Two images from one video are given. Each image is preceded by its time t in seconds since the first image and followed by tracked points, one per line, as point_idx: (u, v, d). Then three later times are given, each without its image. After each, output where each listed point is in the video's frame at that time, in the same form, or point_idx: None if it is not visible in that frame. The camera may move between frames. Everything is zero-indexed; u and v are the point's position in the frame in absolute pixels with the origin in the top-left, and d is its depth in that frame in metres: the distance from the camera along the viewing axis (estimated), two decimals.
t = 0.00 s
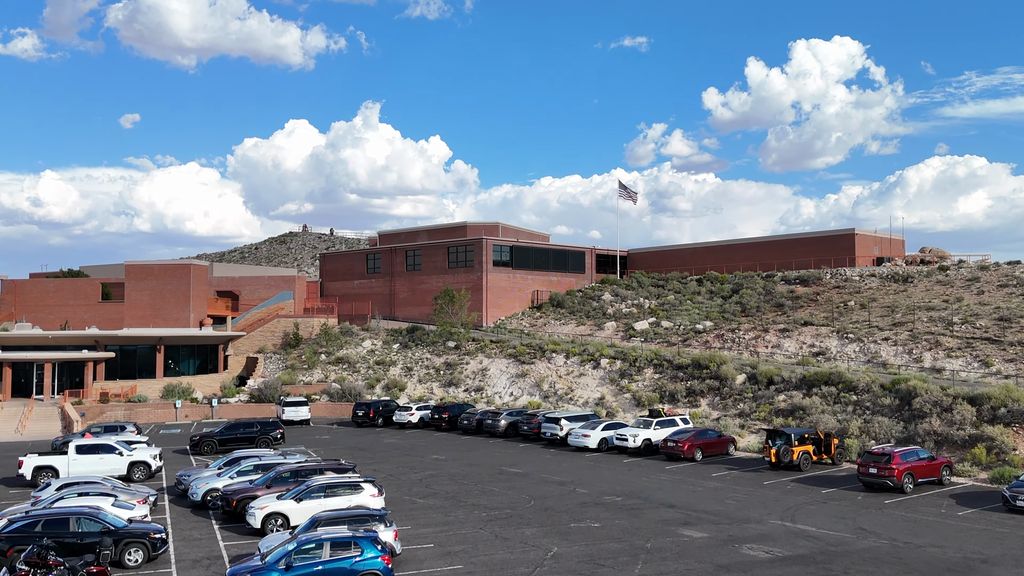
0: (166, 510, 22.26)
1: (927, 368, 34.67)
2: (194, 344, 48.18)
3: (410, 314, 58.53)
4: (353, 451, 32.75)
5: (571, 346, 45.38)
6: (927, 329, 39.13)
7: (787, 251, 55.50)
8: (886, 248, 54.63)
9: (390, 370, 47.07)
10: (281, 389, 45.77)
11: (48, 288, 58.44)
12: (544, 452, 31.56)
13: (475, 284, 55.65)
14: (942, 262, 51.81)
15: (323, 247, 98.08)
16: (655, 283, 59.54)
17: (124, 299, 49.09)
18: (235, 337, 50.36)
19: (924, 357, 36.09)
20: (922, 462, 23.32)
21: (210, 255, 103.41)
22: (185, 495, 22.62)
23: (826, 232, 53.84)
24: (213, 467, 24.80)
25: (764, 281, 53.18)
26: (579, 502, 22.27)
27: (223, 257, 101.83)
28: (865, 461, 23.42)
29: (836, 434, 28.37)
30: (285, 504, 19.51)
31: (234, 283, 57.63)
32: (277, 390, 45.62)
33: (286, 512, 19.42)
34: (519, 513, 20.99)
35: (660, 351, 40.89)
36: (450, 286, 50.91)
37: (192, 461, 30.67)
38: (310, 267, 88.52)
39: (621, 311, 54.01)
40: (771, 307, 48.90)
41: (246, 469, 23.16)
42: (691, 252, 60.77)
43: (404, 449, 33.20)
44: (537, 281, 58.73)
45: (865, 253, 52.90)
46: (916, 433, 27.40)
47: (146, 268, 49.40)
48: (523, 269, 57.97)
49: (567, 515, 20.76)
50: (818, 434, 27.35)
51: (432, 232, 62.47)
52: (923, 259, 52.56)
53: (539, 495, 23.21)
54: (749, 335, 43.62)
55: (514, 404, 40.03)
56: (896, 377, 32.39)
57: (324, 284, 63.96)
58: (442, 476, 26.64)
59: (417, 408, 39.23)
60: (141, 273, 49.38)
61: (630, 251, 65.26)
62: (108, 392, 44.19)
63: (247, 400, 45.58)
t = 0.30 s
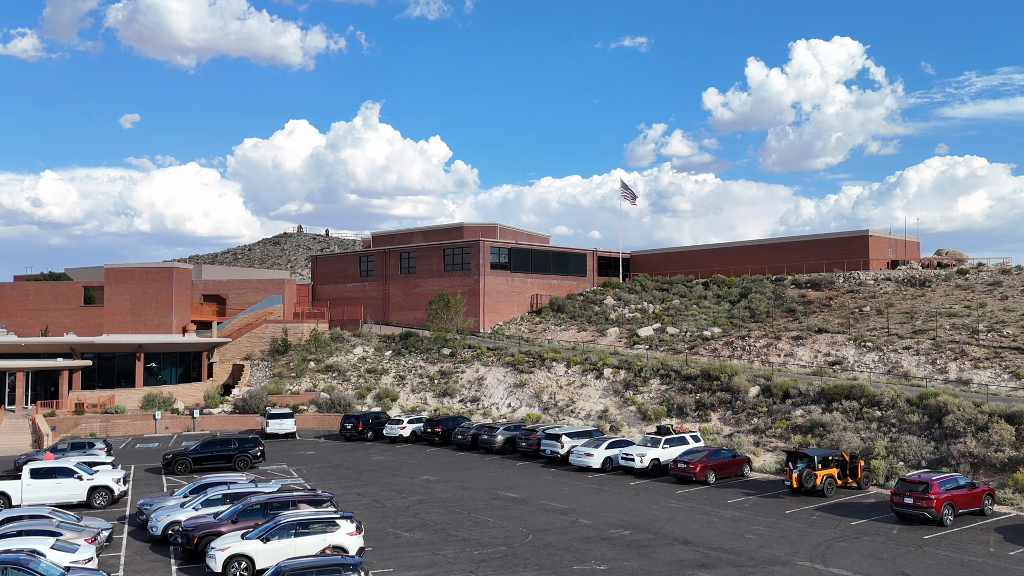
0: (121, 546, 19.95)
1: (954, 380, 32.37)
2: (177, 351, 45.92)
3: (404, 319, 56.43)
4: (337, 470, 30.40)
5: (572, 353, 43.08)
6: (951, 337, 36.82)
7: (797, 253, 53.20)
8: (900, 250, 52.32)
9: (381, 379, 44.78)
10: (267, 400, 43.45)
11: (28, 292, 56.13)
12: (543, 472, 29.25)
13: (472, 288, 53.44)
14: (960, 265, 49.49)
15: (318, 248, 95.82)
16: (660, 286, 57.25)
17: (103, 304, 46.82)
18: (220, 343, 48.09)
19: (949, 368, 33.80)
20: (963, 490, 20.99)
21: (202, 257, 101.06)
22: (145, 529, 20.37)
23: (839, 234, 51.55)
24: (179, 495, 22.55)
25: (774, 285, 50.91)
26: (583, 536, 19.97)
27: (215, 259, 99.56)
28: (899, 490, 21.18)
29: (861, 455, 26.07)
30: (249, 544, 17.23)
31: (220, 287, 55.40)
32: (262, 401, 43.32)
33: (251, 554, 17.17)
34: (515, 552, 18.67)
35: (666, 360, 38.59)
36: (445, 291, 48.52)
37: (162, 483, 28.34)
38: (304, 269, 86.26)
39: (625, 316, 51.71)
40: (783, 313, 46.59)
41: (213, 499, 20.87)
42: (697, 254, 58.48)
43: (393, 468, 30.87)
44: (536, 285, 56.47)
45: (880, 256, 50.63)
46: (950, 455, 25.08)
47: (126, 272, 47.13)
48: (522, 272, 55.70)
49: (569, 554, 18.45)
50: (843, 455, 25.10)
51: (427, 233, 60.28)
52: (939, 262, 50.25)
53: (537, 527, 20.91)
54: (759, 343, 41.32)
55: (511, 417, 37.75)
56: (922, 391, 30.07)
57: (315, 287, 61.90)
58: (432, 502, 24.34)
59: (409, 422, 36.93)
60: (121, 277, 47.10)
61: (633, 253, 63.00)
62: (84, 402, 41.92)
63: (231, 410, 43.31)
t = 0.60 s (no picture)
0: None
1: (983, 397, 30.11)
2: (156, 361, 43.64)
3: (396, 325, 54.41)
4: (318, 494, 28.05)
5: (572, 364, 40.80)
6: (976, 349, 34.55)
7: (807, 257, 50.93)
8: (915, 254, 50.05)
9: (371, 391, 42.47)
10: (249, 413, 41.15)
11: (5, 297, 53.83)
12: (541, 498, 26.97)
13: (467, 294, 51.24)
14: (978, 269, 47.22)
15: (311, 250, 93.53)
16: (663, 291, 55.00)
17: (79, 311, 44.51)
18: (202, 352, 45.79)
19: (977, 383, 31.53)
20: (1009, 531, 18.64)
21: (193, 259, 98.75)
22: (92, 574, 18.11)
23: (851, 237, 49.28)
24: (135, 533, 20.20)
25: (783, 291, 48.65)
26: None
27: (206, 261, 97.29)
28: (939, 529, 18.72)
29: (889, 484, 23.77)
30: None
31: (205, 292, 53.17)
32: (245, 414, 41.03)
33: None
34: None
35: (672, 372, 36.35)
36: (439, 297, 46.05)
37: (127, 510, 26.04)
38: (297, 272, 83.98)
39: (627, 323, 49.51)
40: (794, 321, 44.36)
41: (170, 539, 18.52)
42: (702, 258, 56.24)
43: (378, 491, 28.57)
44: (535, 290, 54.19)
45: (894, 260, 48.38)
46: (988, 485, 22.77)
47: (103, 276, 44.75)
48: (520, 277, 53.42)
49: None
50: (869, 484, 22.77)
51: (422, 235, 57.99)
52: (957, 267, 47.98)
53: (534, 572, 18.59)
54: (770, 354, 39.09)
55: (508, 434, 35.48)
56: (951, 409, 27.78)
57: (305, 291, 59.88)
58: (418, 538, 22.03)
59: (398, 439, 34.63)
60: (98, 282, 44.74)
61: (635, 256, 60.73)
62: (56, 416, 39.67)
63: (212, 424, 41.00)
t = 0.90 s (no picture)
0: None
1: (1016, 417, 27.84)
2: (132, 373, 41.32)
3: (387, 333, 52.25)
4: (295, 526, 25.71)
5: (571, 377, 38.51)
6: (1004, 363, 32.27)
7: (817, 262, 48.70)
8: (930, 260, 47.82)
9: (359, 405, 40.16)
10: (229, 429, 38.82)
11: None
12: (538, 531, 24.65)
13: (461, 301, 48.94)
14: (997, 276, 44.99)
15: (303, 253, 91.30)
16: (666, 297, 52.74)
17: (51, 320, 42.18)
18: (181, 363, 43.47)
19: (1007, 401, 29.25)
20: None
21: (183, 261, 96.46)
22: None
23: (863, 242, 47.05)
24: None
25: (792, 298, 46.41)
26: None
27: (196, 264, 95.11)
28: None
29: (924, 521, 21.42)
30: None
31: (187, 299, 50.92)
32: (224, 430, 38.70)
33: None
34: None
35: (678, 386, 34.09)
36: (431, 305, 43.64)
37: (83, 545, 23.69)
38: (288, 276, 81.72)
39: (629, 332, 47.26)
40: (805, 331, 42.10)
41: None
42: (706, 263, 54.01)
43: (361, 522, 26.26)
44: (532, 296, 51.95)
45: (908, 266, 46.15)
46: None
47: (76, 283, 42.42)
48: (517, 283, 51.15)
49: None
50: (905, 522, 20.41)
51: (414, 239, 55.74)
52: (975, 273, 45.76)
53: None
54: (781, 366, 36.83)
55: (502, 454, 33.17)
56: (984, 433, 25.51)
57: (294, 297, 57.92)
58: None
59: (385, 460, 32.34)
60: (71, 289, 42.39)
61: (637, 261, 58.48)
62: (23, 433, 37.44)
63: (190, 441, 38.67)
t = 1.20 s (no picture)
0: None
1: None
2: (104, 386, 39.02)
3: (377, 341, 50.00)
4: (268, 563, 23.39)
5: (570, 391, 36.25)
6: None
7: (828, 268, 46.50)
8: (946, 266, 45.68)
9: (345, 420, 37.89)
10: (206, 447, 36.47)
11: None
12: (534, 569, 22.36)
13: (455, 308, 46.68)
14: (1017, 283, 42.85)
15: (293, 256, 89.01)
16: (669, 304, 50.51)
17: (21, 330, 39.90)
18: (158, 375, 41.18)
19: None
20: None
21: (172, 265, 94.23)
22: None
23: (876, 247, 44.86)
24: None
25: (802, 307, 44.19)
26: None
27: (185, 267, 92.79)
28: None
29: (965, 565, 19.16)
30: None
31: (168, 306, 48.77)
32: (201, 448, 36.32)
33: None
34: None
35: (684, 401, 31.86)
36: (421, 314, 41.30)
37: None
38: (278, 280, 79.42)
39: (630, 341, 45.02)
40: (817, 342, 39.87)
41: None
42: (710, 268, 51.80)
43: (340, 557, 23.94)
44: (529, 303, 49.70)
45: (924, 272, 44.00)
46: None
47: (48, 291, 40.12)
48: (513, 289, 48.88)
49: None
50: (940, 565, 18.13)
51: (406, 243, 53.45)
52: (993, 280, 43.62)
53: None
54: (794, 381, 34.57)
55: (496, 477, 30.91)
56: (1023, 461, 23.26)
57: (281, 303, 55.71)
58: None
59: (369, 484, 30.05)
60: (42, 298, 40.08)
61: (638, 266, 56.28)
62: None
63: (165, 459, 36.37)
